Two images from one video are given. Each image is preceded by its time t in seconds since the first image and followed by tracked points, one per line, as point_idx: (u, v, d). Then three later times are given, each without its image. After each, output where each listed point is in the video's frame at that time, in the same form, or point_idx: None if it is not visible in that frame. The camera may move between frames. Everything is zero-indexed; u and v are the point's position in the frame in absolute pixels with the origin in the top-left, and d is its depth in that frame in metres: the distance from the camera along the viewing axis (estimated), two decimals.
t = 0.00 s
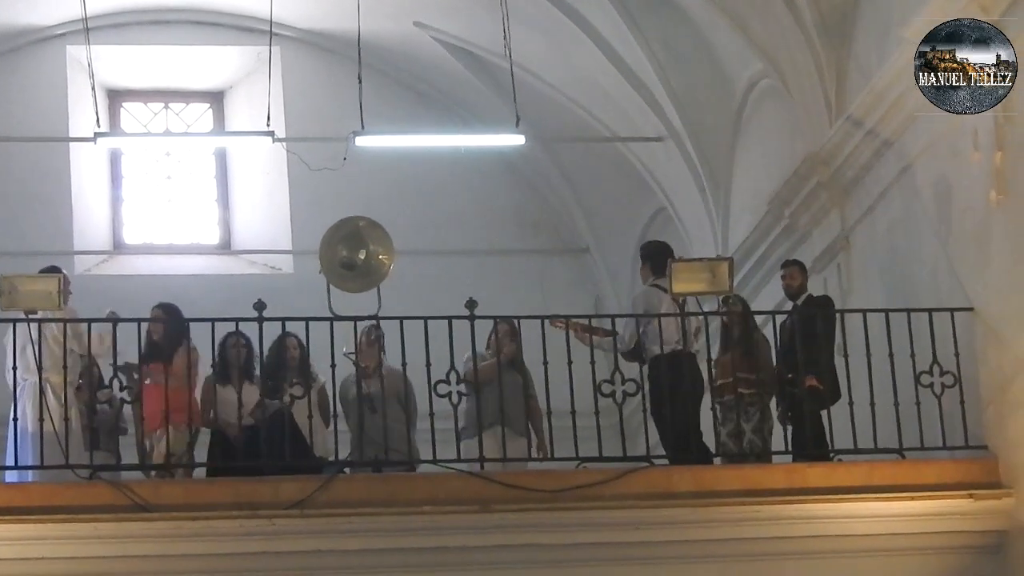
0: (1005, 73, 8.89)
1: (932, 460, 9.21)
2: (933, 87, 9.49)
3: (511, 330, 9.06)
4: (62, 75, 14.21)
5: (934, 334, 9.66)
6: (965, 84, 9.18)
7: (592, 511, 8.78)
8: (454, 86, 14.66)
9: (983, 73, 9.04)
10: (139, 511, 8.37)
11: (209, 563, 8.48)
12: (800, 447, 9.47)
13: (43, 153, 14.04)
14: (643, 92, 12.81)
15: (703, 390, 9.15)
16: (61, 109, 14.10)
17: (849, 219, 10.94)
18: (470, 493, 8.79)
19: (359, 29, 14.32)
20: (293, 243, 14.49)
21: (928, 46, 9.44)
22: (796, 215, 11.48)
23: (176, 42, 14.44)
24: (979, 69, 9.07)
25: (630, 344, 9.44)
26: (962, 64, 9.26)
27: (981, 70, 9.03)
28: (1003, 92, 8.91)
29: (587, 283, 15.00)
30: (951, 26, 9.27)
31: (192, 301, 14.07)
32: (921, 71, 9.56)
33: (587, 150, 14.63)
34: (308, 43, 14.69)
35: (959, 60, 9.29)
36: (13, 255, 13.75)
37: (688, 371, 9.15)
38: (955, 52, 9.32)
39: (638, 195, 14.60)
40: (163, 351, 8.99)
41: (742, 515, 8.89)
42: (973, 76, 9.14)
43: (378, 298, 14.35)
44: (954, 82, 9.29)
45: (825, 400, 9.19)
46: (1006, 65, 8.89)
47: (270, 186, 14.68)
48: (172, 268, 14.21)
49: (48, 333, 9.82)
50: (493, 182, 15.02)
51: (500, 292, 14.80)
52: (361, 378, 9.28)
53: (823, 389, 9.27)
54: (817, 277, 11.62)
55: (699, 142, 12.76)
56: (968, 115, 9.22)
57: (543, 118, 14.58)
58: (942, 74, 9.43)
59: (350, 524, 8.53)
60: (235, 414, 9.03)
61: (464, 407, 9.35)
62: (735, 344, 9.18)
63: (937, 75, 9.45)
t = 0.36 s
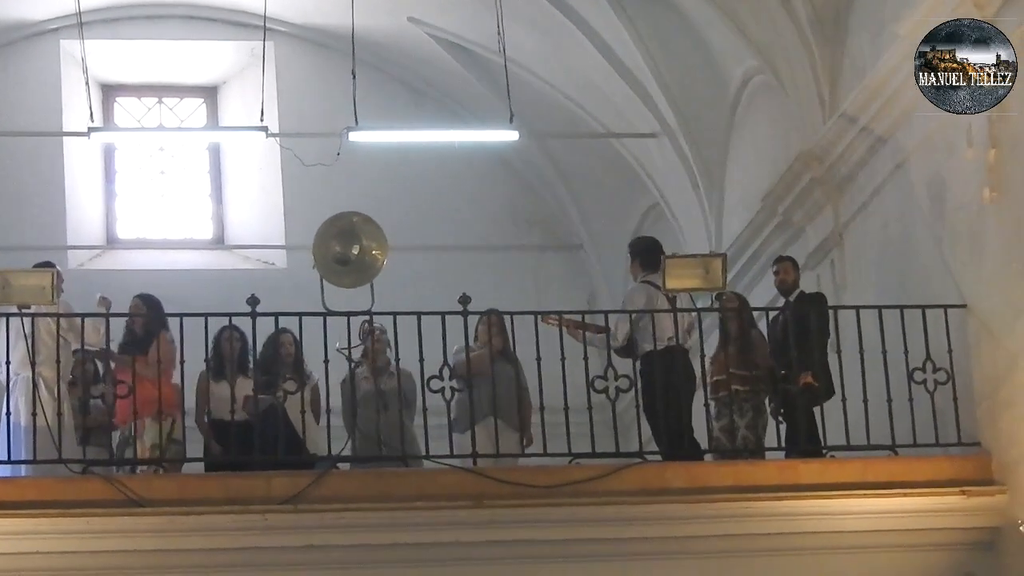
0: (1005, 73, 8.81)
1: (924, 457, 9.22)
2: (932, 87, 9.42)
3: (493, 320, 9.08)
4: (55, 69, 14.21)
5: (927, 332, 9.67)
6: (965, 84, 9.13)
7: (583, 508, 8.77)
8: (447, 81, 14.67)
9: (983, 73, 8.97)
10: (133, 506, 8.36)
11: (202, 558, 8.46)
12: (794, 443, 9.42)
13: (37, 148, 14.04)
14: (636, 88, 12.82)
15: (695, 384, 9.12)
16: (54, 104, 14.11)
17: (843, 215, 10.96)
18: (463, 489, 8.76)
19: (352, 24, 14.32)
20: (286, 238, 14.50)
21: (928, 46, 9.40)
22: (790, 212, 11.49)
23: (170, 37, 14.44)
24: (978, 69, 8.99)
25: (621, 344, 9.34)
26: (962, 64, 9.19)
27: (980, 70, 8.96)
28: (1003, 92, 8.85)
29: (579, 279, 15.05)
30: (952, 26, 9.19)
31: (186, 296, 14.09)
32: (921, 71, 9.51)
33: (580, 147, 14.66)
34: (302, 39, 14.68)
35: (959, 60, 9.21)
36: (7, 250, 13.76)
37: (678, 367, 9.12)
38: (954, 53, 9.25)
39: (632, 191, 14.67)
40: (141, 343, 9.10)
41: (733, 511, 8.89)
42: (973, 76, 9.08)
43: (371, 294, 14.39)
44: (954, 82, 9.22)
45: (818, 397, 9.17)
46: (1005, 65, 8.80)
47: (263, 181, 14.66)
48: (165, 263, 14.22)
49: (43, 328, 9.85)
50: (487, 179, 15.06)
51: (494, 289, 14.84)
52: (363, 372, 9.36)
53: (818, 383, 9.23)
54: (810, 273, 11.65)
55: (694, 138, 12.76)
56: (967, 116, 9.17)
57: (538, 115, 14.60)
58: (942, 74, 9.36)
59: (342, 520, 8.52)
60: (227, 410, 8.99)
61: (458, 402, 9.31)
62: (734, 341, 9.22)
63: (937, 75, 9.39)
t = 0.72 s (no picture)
0: (1005, 74, 8.72)
1: (918, 453, 9.22)
2: (933, 87, 9.36)
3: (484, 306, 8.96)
4: (48, 64, 14.22)
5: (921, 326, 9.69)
6: (965, 84, 9.03)
7: (578, 502, 8.74)
8: (441, 76, 14.69)
9: (982, 74, 8.87)
10: (128, 501, 8.29)
11: (196, 552, 8.39)
12: (786, 437, 9.43)
13: (30, 142, 14.05)
14: (629, 83, 12.87)
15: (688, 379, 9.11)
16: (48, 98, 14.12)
17: (836, 210, 10.99)
18: (456, 483, 8.74)
19: (346, 19, 14.34)
20: (281, 233, 14.54)
21: (928, 46, 9.31)
22: (783, 207, 11.51)
23: (165, 32, 14.44)
24: (978, 69, 8.86)
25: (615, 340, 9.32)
26: (962, 64, 9.10)
27: (980, 71, 8.86)
28: (1003, 93, 8.75)
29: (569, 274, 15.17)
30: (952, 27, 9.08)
31: (180, 291, 14.10)
32: (921, 71, 9.45)
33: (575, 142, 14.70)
34: (296, 34, 14.70)
35: (959, 60, 9.12)
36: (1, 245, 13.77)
37: (673, 362, 9.11)
38: (954, 53, 9.19)
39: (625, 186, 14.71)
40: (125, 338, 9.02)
41: (729, 506, 8.84)
42: (973, 76, 8.96)
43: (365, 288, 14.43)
44: (954, 82, 9.17)
45: (812, 393, 9.20)
46: (1005, 66, 8.70)
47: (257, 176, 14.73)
48: (159, 258, 14.26)
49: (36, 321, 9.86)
50: (481, 175, 15.12)
51: (488, 285, 14.93)
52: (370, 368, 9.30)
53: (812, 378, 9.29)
54: (802, 268, 11.69)
55: (688, 133, 12.78)
56: (967, 117, 9.04)
57: (533, 111, 14.59)
58: (942, 74, 9.31)
59: (337, 514, 8.46)
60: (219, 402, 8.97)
61: (451, 394, 9.39)
62: (728, 336, 9.19)
63: (937, 75, 9.34)
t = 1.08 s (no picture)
0: (1005, 73, 8.74)
1: (912, 452, 9.21)
2: (933, 87, 9.34)
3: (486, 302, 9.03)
4: (44, 63, 14.25)
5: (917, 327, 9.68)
6: (965, 84, 9.04)
7: (573, 501, 8.72)
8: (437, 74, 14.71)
9: (983, 73, 8.91)
10: (122, 499, 8.29)
11: (190, 551, 8.38)
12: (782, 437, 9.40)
13: (26, 141, 14.10)
14: (626, 81, 12.86)
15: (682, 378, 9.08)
16: (43, 96, 14.14)
17: (831, 210, 10.98)
18: (450, 481, 8.73)
19: (342, 17, 14.36)
20: (276, 232, 14.56)
21: (928, 46, 9.32)
22: (778, 205, 11.52)
23: (161, 31, 14.46)
24: (979, 69, 8.92)
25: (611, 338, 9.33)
26: (962, 64, 9.09)
27: (981, 70, 8.89)
28: (1003, 92, 8.77)
29: (568, 273, 15.14)
30: (952, 26, 9.11)
31: (177, 290, 14.13)
32: (921, 71, 9.43)
33: (571, 141, 14.72)
34: (293, 32, 14.72)
35: (960, 60, 9.12)
36: None
37: (667, 361, 9.09)
38: (955, 53, 9.20)
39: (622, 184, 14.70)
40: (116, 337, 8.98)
41: (723, 505, 8.84)
42: (973, 76, 8.99)
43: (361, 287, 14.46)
44: (954, 82, 9.15)
45: (808, 392, 9.16)
46: (1006, 65, 8.75)
47: (253, 175, 14.72)
48: (156, 257, 14.26)
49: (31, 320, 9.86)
50: (478, 173, 15.12)
51: (485, 284, 14.91)
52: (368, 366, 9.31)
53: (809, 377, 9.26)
54: (797, 268, 11.69)
55: (684, 132, 12.78)
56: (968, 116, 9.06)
57: (529, 110, 14.60)
58: (942, 73, 9.30)
59: (331, 513, 8.46)
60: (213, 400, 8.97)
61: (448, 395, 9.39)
62: (723, 334, 9.17)
63: (936, 75, 9.32)
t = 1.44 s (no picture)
0: (1005, 73, 8.73)
1: (910, 453, 9.20)
2: (933, 87, 9.32)
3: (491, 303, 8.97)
4: (42, 63, 14.27)
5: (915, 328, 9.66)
6: (965, 84, 9.01)
7: (570, 501, 8.71)
8: (436, 75, 14.72)
9: (983, 73, 8.88)
10: (119, 499, 8.28)
11: (188, 551, 8.38)
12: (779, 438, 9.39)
13: (25, 140, 14.12)
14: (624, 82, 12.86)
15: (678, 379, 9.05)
16: (42, 96, 14.15)
17: (829, 210, 10.98)
18: (447, 482, 8.72)
19: (341, 18, 14.37)
20: (275, 232, 14.57)
21: (928, 47, 9.30)
22: (775, 206, 11.52)
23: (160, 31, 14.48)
24: (979, 69, 8.89)
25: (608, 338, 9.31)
26: (962, 64, 9.08)
27: (980, 70, 8.87)
28: (1003, 92, 8.75)
29: (566, 274, 15.14)
30: (951, 26, 9.09)
31: (175, 290, 14.14)
32: (921, 71, 9.41)
33: (570, 142, 14.71)
34: (292, 33, 14.73)
35: (959, 60, 9.11)
36: None
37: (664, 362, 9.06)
38: (954, 53, 9.18)
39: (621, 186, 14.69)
40: (110, 338, 8.96)
41: (720, 507, 8.84)
42: (973, 76, 8.97)
43: (359, 287, 14.47)
44: (954, 82, 9.12)
45: (806, 393, 9.20)
46: (1006, 65, 8.72)
47: (251, 175, 14.73)
48: (154, 257, 14.27)
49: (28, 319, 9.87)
50: (476, 174, 15.12)
51: (483, 284, 14.92)
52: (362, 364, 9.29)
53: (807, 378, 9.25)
54: (795, 268, 11.69)
55: (682, 133, 12.77)
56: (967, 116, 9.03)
57: (529, 111, 14.60)
58: (942, 73, 9.27)
59: (328, 513, 8.45)
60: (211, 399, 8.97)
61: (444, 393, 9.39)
62: (721, 336, 9.17)
63: (936, 75, 9.30)
